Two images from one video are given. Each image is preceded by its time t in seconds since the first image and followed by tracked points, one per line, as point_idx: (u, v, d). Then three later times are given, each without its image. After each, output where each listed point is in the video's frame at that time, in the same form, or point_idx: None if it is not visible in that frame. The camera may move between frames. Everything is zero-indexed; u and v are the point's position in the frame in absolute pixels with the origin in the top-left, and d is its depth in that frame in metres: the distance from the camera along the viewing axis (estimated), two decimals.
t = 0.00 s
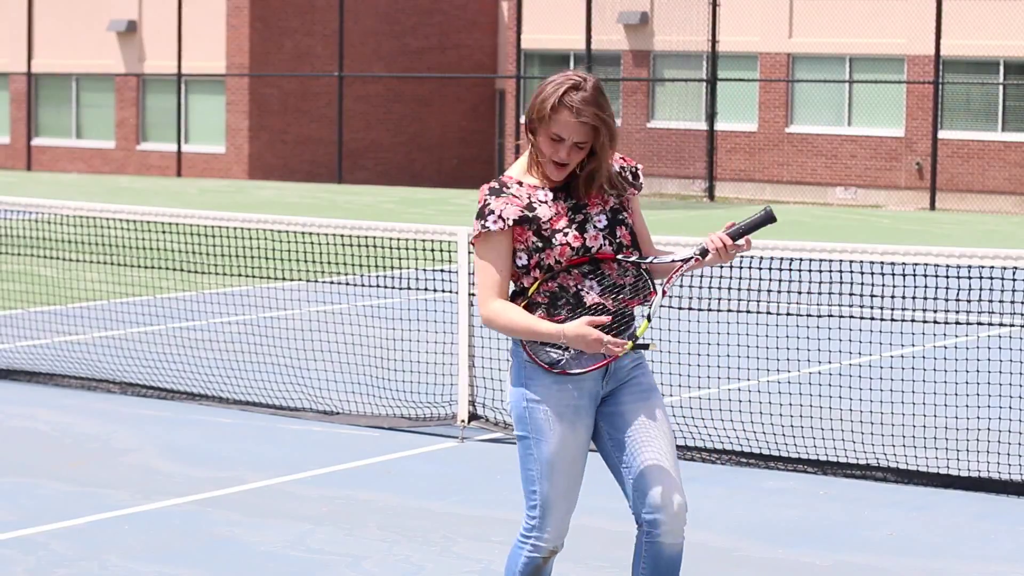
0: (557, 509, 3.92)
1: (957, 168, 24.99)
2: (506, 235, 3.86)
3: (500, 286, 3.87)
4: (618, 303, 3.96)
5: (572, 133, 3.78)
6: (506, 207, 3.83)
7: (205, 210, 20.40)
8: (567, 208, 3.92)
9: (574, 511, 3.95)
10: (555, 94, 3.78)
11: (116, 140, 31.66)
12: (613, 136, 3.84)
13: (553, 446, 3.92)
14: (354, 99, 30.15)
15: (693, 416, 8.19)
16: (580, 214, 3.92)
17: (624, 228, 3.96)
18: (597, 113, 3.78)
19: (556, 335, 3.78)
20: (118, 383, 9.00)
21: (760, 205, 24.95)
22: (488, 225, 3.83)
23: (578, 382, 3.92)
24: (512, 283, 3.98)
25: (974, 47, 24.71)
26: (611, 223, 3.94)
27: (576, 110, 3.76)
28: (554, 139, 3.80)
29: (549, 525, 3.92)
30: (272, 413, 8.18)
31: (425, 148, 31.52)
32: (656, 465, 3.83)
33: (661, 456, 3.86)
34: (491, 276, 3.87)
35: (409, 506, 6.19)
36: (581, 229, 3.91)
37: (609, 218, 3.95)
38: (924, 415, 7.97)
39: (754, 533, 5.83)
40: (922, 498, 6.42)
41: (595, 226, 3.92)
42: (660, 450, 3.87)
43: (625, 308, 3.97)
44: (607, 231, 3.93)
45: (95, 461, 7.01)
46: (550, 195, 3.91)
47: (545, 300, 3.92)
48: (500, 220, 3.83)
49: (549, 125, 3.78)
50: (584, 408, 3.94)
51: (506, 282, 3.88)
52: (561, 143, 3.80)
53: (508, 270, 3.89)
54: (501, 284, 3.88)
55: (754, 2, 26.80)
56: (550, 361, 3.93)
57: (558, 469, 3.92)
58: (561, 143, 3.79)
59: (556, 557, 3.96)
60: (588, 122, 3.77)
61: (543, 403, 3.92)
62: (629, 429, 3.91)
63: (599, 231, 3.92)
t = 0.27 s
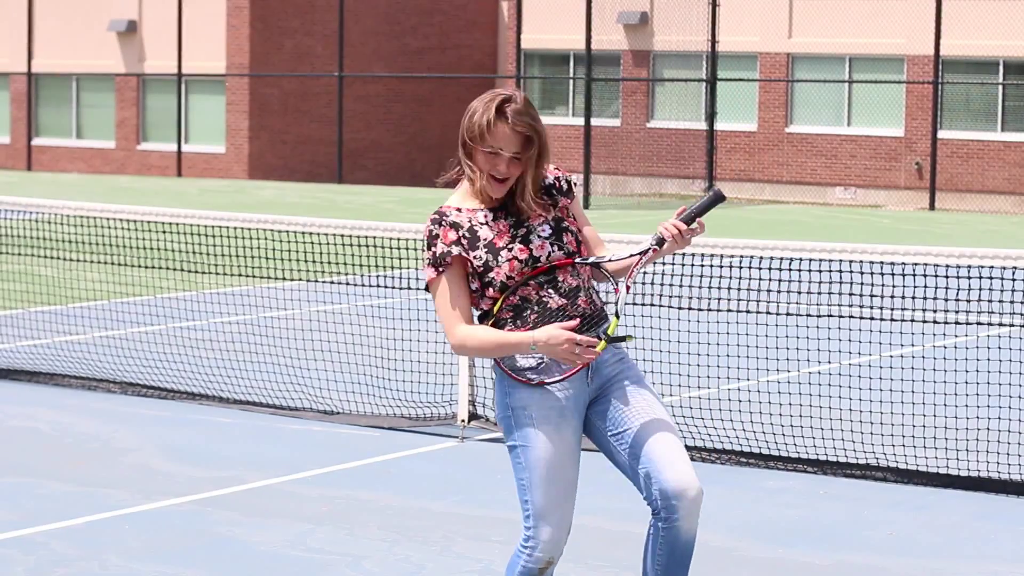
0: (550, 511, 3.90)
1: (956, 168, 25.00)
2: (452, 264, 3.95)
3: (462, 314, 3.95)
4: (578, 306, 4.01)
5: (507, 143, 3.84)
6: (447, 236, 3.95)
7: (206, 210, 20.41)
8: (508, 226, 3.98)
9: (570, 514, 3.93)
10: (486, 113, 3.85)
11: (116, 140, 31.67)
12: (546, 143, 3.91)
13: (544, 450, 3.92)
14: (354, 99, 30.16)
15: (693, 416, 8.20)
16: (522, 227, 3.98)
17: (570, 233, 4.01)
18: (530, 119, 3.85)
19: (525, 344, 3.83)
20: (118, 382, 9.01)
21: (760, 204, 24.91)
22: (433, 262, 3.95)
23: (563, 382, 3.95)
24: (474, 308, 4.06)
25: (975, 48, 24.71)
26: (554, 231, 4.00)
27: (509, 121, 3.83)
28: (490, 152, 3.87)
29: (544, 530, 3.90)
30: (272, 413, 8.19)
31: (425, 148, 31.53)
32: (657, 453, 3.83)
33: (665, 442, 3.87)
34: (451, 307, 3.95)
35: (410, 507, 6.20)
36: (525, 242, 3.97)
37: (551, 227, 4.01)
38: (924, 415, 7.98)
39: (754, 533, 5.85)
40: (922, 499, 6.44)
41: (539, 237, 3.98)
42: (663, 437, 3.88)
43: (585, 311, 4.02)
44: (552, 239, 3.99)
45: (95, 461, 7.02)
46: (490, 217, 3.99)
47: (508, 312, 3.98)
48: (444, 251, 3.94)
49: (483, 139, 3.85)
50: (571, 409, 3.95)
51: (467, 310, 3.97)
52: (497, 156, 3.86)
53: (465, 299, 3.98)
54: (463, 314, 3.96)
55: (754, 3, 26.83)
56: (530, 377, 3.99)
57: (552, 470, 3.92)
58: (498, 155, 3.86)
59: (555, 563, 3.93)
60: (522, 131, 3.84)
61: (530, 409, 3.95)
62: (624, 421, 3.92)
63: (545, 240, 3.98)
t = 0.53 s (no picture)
0: (532, 510, 3.82)
1: (956, 168, 24.98)
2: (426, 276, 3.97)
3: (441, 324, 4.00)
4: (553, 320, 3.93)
5: (475, 114, 3.85)
6: (426, 244, 3.96)
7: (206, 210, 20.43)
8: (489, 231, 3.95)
9: (553, 514, 3.85)
10: (443, 100, 3.90)
11: (115, 140, 31.67)
12: (516, 120, 3.90)
13: (520, 448, 3.86)
14: (354, 99, 30.15)
15: (694, 416, 8.20)
16: (500, 237, 3.93)
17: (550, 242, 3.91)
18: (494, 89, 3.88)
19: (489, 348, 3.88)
20: (118, 382, 9.01)
21: (760, 204, 24.92)
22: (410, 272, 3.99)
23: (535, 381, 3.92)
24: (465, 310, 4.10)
25: (975, 48, 24.72)
26: (534, 239, 3.92)
27: (472, 90, 3.87)
28: (462, 131, 3.87)
29: (525, 529, 3.82)
30: (272, 413, 8.19)
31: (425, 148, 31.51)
32: (629, 461, 3.74)
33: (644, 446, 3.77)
34: (431, 315, 4.01)
35: (410, 507, 6.20)
36: (499, 256, 3.91)
37: (530, 236, 3.92)
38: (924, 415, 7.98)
39: (754, 533, 5.85)
40: (922, 499, 6.43)
41: (515, 249, 3.91)
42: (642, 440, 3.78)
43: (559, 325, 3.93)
44: (529, 250, 3.90)
45: (95, 461, 7.01)
46: (473, 223, 3.96)
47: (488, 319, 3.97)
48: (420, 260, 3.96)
49: (452, 120, 3.88)
50: (547, 408, 3.90)
51: (448, 315, 4.02)
52: (469, 130, 3.86)
53: (447, 307, 4.01)
54: (441, 319, 4.01)
55: (753, 3, 26.86)
56: (506, 384, 3.96)
57: (531, 468, 3.84)
58: (467, 127, 3.86)
59: (541, 565, 3.84)
60: (483, 96, 3.85)
61: (507, 411, 3.92)
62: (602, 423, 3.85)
63: (521, 252, 3.90)
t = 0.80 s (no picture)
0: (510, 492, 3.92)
1: (957, 168, 24.95)
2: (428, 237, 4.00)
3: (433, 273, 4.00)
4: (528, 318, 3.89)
5: (483, 81, 3.80)
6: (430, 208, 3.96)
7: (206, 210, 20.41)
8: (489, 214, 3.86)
9: (535, 496, 3.92)
10: (451, 70, 3.86)
11: (115, 140, 31.65)
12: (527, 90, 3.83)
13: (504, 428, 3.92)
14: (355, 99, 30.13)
15: (693, 416, 8.17)
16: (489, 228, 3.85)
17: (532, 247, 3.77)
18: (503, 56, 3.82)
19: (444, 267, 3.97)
20: (118, 382, 8.98)
21: (760, 204, 24.91)
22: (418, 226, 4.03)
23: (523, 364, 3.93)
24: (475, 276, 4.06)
25: (976, 48, 24.70)
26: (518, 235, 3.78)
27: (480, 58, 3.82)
28: (468, 97, 3.81)
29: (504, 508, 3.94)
30: (271, 413, 8.17)
31: (424, 148, 31.48)
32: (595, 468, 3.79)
33: (599, 461, 3.79)
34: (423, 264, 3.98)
35: (409, 506, 6.18)
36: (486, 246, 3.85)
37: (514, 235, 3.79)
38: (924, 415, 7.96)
39: (755, 534, 5.82)
40: (922, 499, 6.41)
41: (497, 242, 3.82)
42: (601, 453, 3.79)
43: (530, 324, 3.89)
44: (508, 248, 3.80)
45: (95, 461, 6.99)
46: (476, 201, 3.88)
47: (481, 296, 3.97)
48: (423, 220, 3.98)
49: (460, 87, 3.83)
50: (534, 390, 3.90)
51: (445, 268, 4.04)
52: (476, 96, 3.80)
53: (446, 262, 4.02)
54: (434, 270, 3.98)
55: (753, 2, 26.85)
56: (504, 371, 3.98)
57: (510, 455, 3.90)
58: (473, 94, 3.80)
59: (520, 542, 3.96)
60: (486, 61, 3.80)
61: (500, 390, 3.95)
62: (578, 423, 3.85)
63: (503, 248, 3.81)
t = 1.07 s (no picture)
0: (531, 482, 3.97)
1: (957, 168, 24.95)
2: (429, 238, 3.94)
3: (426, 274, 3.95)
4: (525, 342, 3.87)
5: (504, 97, 3.71)
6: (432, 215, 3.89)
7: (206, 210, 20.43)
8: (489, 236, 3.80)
9: (555, 490, 3.97)
10: (478, 79, 3.78)
11: (115, 140, 31.64)
12: (552, 114, 3.76)
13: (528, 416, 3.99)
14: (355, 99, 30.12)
15: (693, 416, 8.17)
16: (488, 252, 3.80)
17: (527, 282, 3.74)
18: (529, 78, 3.73)
19: (423, 272, 3.90)
20: (118, 383, 8.98)
21: (760, 204, 24.91)
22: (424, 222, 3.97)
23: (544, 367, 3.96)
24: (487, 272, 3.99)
25: (976, 47, 24.70)
26: (517, 267, 3.75)
27: (504, 74, 3.74)
28: (484, 113, 3.72)
29: (523, 495, 3.98)
30: (271, 413, 8.17)
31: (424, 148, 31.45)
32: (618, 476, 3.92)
33: (619, 472, 3.92)
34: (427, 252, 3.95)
35: (409, 507, 6.18)
36: (485, 267, 3.82)
37: (515, 266, 3.75)
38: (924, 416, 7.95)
39: (754, 534, 5.82)
40: (922, 499, 6.40)
41: (499, 269, 3.78)
42: (619, 463, 3.91)
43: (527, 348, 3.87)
44: (507, 279, 3.77)
45: (94, 462, 6.99)
46: (487, 216, 3.80)
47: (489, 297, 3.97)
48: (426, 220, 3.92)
49: (480, 101, 3.74)
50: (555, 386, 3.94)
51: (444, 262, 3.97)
52: (493, 112, 3.71)
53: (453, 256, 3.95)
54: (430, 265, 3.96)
55: (754, 2, 26.85)
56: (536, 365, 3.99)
57: (530, 446, 3.97)
58: (492, 109, 3.71)
59: (533, 535, 4.00)
60: (514, 81, 3.72)
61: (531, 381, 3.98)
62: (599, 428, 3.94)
63: (501, 277, 3.78)
